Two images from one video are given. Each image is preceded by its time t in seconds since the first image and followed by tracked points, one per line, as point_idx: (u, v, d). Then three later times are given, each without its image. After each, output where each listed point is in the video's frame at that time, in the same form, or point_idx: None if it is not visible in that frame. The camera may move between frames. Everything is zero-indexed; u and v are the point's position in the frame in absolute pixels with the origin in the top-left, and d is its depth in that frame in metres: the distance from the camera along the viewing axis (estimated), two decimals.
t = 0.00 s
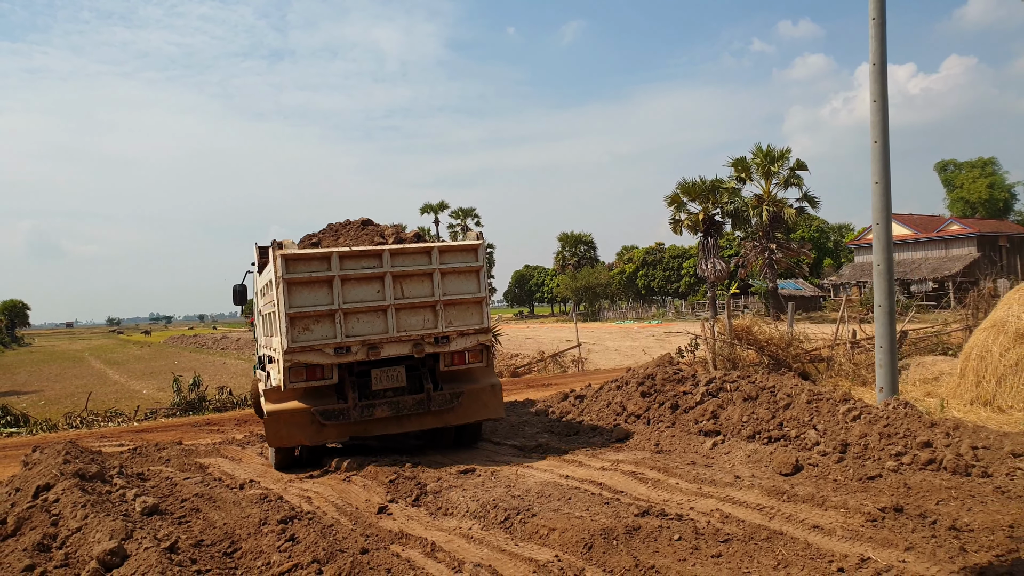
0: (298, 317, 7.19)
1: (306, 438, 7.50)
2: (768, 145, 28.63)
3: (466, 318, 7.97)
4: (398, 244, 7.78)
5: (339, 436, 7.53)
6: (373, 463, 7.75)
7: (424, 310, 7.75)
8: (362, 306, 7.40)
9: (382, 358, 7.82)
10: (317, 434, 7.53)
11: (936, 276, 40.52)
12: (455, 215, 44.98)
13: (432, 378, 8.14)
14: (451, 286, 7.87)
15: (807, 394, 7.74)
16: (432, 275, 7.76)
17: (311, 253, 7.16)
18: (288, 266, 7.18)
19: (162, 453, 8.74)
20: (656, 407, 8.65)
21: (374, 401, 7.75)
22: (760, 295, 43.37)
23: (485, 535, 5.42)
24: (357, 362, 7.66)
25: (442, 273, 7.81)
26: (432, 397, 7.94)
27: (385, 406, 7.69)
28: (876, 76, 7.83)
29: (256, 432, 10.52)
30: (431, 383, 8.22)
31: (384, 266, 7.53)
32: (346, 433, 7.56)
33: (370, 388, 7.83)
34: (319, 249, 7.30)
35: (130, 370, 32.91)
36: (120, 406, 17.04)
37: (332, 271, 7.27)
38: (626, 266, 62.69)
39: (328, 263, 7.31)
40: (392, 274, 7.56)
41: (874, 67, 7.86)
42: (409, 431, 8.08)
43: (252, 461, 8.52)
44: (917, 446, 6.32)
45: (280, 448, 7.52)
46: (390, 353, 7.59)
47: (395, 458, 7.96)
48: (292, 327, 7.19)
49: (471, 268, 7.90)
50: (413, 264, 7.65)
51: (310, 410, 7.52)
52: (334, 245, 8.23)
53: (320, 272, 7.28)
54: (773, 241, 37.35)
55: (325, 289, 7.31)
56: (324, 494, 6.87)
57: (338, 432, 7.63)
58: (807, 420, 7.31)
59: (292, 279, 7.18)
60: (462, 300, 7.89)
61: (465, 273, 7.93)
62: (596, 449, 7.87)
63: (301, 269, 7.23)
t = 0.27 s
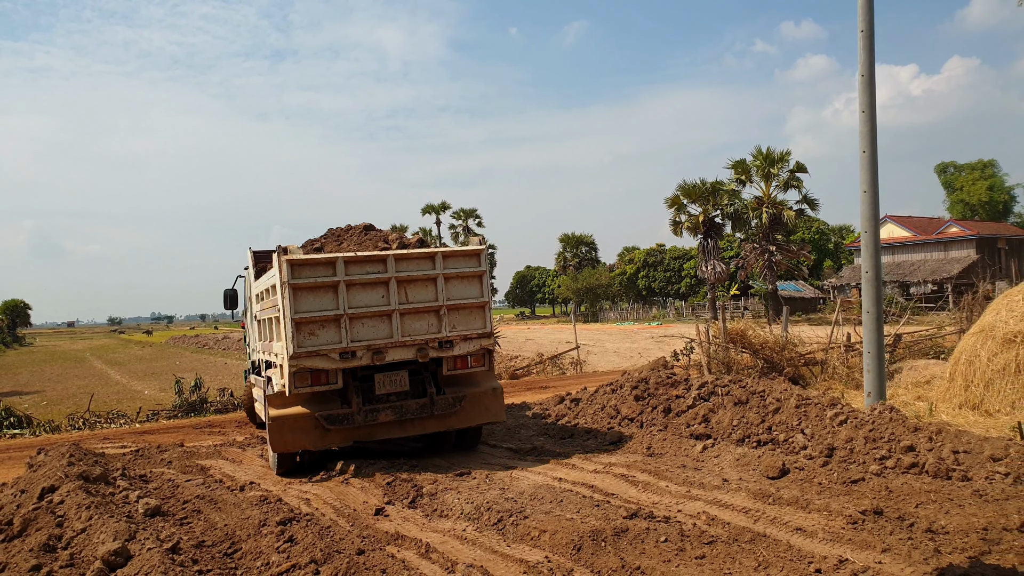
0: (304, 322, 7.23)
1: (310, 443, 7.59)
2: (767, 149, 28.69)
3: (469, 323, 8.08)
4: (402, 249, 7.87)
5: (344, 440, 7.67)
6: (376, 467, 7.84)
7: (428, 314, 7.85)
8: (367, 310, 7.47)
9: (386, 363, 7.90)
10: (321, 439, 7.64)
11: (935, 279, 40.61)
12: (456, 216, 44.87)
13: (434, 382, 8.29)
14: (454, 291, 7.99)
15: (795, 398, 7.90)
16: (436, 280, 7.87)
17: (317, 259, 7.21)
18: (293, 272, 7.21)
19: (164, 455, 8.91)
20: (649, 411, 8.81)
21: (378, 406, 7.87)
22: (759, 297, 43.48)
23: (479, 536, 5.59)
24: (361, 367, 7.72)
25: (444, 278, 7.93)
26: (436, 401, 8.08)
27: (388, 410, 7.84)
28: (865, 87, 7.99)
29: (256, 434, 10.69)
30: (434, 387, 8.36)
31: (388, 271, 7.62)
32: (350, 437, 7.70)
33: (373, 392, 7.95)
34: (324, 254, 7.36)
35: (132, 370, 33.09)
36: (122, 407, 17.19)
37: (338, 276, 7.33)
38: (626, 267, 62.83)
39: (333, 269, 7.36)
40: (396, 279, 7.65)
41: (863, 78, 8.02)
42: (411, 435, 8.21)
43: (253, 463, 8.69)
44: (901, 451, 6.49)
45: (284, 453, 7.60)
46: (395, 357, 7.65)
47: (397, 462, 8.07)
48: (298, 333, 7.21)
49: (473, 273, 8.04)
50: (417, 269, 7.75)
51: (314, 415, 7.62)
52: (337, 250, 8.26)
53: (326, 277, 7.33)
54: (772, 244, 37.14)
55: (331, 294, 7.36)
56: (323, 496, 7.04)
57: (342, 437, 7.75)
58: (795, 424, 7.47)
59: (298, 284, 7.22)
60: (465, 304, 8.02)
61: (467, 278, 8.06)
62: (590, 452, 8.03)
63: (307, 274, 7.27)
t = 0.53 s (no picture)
0: (307, 323, 7.35)
1: (311, 443, 7.72)
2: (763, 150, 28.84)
3: (469, 324, 8.23)
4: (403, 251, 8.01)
5: (345, 441, 7.80)
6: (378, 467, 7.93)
7: (429, 315, 7.99)
8: (370, 311, 7.60)
9: (387, 363, 8.03)
10: (323, 439, 7.77)
11: (930, 280, 40.82)
12: (455, 215, 45.31)
13: (434, 382, 8.43)
14: (454, 292, 8.13)
15: (784, 399, 8.06)
16: (437, 281, 8.01)
17: (320, 260, 7.34)
18: (297, 273, 7.33)
19: (164, 453, 9.04)
20: (642, 411, 8.98)
21: (379, 406, 8.00)
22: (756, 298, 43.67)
23: (472, 532, 5.74)
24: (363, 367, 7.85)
25: (446, 279, 8.07)
26: (437, 401, 8.23)
27: (389, 411, 7.97)
28: (853, 94, 8.12)
29: (254, 432, 10.82)
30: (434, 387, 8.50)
31: (390, 272, 7.75)
32: (352, 437, 7.84)
33: (374, 393, 8.08)
34: (327, 256, 7.49)
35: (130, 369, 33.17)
36: (121, 406, 17.30)
37: (340, 277, 7.46)
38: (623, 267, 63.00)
39: (336, 270, 7.49)
40: (398, 280, 7.79)
41: (852, 85, 8.15)
42: (411, 435, 8.35)
43: (251, 461, 8.83)
44: (885, 450, 6.65)
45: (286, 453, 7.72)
46: (397, 357, 7.79)
47: (397, 461, 8.21)
48: (301, 333, 7.34)
49: (474, 275, 8.18)
50: (419, 271, 7.89)
51: (316, 416, 7.75)
52: (339, 251, 8.38)
53: (329, 278, 7.46)
54: (768, 245, 37.29)
55: (334, 294, 7.49)
56: (321, 494, 7.18)
57: (344, 437, 7.89)
58: (784, 424, 7.63)
59: (302, 285, 7.34)
60: (466, 305, 8.16)
61: (468, 279, 8.20)
62: (583, 452, 8.18)
63: (310, 275, 7.40)
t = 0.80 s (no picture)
0: (310, 319, 7.50)
1: (314, 438, 7.91)
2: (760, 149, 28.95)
3: (469, 320, 8.39)
4: (404, 249, 8.16)
5: (347, 436, 7.97)
6: (379, 461, 8.07)
7: (429, 311, 8.15)
8: (371, 308, 7.76)
9: (388, 359, 8.19)
10: (325, 434, 7.96)
11: (924, 278, 41.04)
12: (452, 212, 45.59)
13: (434, 378, 8.58)
14: (454, 289, 8.28)
15: (774, 394, 8.24)
16: (437, 278, 8.16)
17: (322, 258, 7.49)
18: (299, 270, 7.48)
19: (165, 447, 9.19)
20: (635, 406, 9.16)
21: (381, 402, 8.16)
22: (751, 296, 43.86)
23: (468, 522, 5.91)
24: (364, 363, 8.00)
25: (445, 276, 8.22)
26: (436, 397, 8.39)
27: (390, 406, 8.12)
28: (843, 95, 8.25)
29: (254, 427, 10.98)
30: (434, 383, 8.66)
31: (391, 270, 7.90)
32: (353, 432, 8.01)
33: (376, 389, 8.23)
34: (329, 253, 7.64)
35: (128, 365, 33.28)
36: (121, 402, 17.42)
37: (342, 274, 7.61)
38: (620, 265, 63.17)
39: (338, 267, 7.65)
40: (399, 277, 7.95)
41: (842, 86, 8.27)
42: (411, 429, 8.52)
43: (252, 455, 8.99)
44: (871, 444, 6.84)
45: (289, 448, 7.91)
46: (398, 353, 7.95)
47: (397, 455, 8.38)
48: (304, 329, 7.49)
49: (473, 272, 8.34)
50: (419, 268, 8.05)
51: (318, 412, 7.93)
52: (339, 249, 8.52)
53: (331, 276, 7.61)
54: (764, 243, 37.46)
55: (336, 291, 7.64)
56: (320, 486, 7.35)
57: (345, 431, 8.05)
58: (773, 419, 7.81)
59: (305, 282, 7.50)
60: (465, 302, 8.32)
61: (467, 277, 8.36)
62: (578, 445, 8.36)
63: (312, 273, 7.55)
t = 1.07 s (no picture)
0: (312, 319, 7.64)
1: (315, 435, 8.04)
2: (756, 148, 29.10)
3: (468, 319, 8.54)
4: (404, 249, 8.30)
5: (348, 433, 8.11)
6: (379, 457, 8.21)
7: (429, 310, 8.29)
8: (372, 307, 7.90)
9: (388, 357, 8.33)
10: (326, 432, 8.09)
11: (920, 276, 41.24)
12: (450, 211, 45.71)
13: (434, 376, 8.72)
14: (453, 288, 8.43)
15: (766, 391, 8.41)
16: (436, 278, 8.31)
17: (324, 258, 7.63)
18: (301, 270, 7.62)
19: (168, 443, 9.34)
20: (630, 403, 9.32)
21: (381, 399, 8.30)
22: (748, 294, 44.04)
23: (467, 516, 6.06)
24: (365, 361, 8.15)
25: (445, 276, 8.37)
26: (436, 394, 8.54)
27: (391, 404, 8.26)
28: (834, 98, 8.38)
29: (255, 424, 11.12)
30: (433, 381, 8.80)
31: (391, 270, 8.05)
32: (354, 430, 8.15)
33: (377, 386, 8.37)
34: (330, 253, 7.78)
35: (126, 364, 33.37)
36: (122, 399, 17.56)
37: (343, 274, 7.75)
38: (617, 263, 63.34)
39: (339, 267, 7.79)
40: (399, 277, 8.09)
41: (832, 89, 8.41)
42: (411, 427, 8.66)
43: (253, 451, 9.14)
44: (860, 440, 7.01)
45: (291, 445, 8.05)
46: (398, 352, 8.10)
47: (397, 452, 8.52)
48: (306, 328, 7.63)
49: (472, 271, 8.48)
50: (419, 267, 8.19)
51: (320, 409, 8.06)
52: (340, 249, 8.66)
53: (333, 275, 7.75)
54: (761, 241, 37.75)
55: (337, 291, 7.78)
56: (322, 481, 7.50)
57: (346, 429, 8.19)
58: (765, 415, 7.98)
59: (306, 282, 7.64)
60: (465, 301, 8.47)
61: (466, 276, 8.50)
62: (574, 442, 8.52)
63: (314, 273, 7.69)
